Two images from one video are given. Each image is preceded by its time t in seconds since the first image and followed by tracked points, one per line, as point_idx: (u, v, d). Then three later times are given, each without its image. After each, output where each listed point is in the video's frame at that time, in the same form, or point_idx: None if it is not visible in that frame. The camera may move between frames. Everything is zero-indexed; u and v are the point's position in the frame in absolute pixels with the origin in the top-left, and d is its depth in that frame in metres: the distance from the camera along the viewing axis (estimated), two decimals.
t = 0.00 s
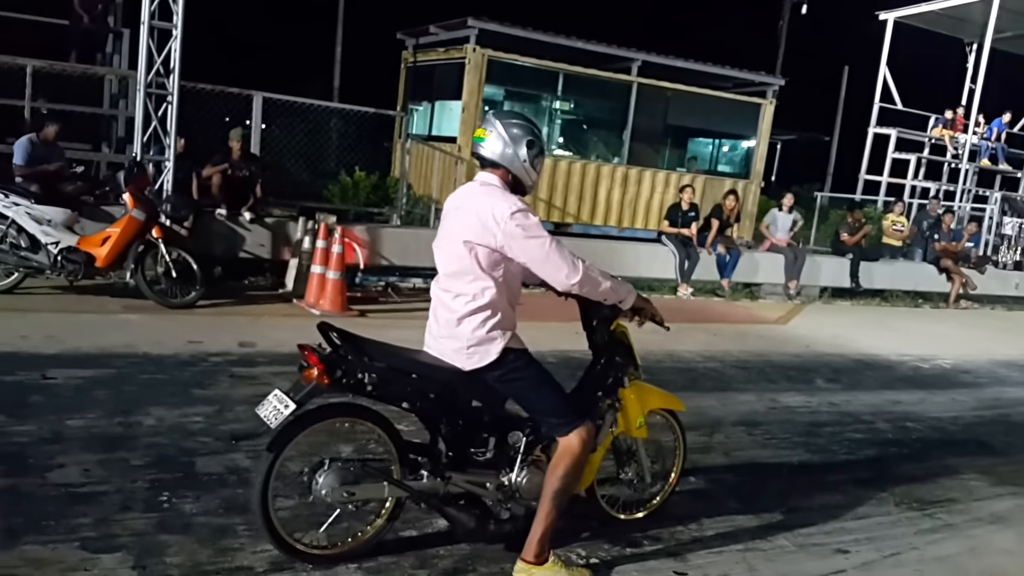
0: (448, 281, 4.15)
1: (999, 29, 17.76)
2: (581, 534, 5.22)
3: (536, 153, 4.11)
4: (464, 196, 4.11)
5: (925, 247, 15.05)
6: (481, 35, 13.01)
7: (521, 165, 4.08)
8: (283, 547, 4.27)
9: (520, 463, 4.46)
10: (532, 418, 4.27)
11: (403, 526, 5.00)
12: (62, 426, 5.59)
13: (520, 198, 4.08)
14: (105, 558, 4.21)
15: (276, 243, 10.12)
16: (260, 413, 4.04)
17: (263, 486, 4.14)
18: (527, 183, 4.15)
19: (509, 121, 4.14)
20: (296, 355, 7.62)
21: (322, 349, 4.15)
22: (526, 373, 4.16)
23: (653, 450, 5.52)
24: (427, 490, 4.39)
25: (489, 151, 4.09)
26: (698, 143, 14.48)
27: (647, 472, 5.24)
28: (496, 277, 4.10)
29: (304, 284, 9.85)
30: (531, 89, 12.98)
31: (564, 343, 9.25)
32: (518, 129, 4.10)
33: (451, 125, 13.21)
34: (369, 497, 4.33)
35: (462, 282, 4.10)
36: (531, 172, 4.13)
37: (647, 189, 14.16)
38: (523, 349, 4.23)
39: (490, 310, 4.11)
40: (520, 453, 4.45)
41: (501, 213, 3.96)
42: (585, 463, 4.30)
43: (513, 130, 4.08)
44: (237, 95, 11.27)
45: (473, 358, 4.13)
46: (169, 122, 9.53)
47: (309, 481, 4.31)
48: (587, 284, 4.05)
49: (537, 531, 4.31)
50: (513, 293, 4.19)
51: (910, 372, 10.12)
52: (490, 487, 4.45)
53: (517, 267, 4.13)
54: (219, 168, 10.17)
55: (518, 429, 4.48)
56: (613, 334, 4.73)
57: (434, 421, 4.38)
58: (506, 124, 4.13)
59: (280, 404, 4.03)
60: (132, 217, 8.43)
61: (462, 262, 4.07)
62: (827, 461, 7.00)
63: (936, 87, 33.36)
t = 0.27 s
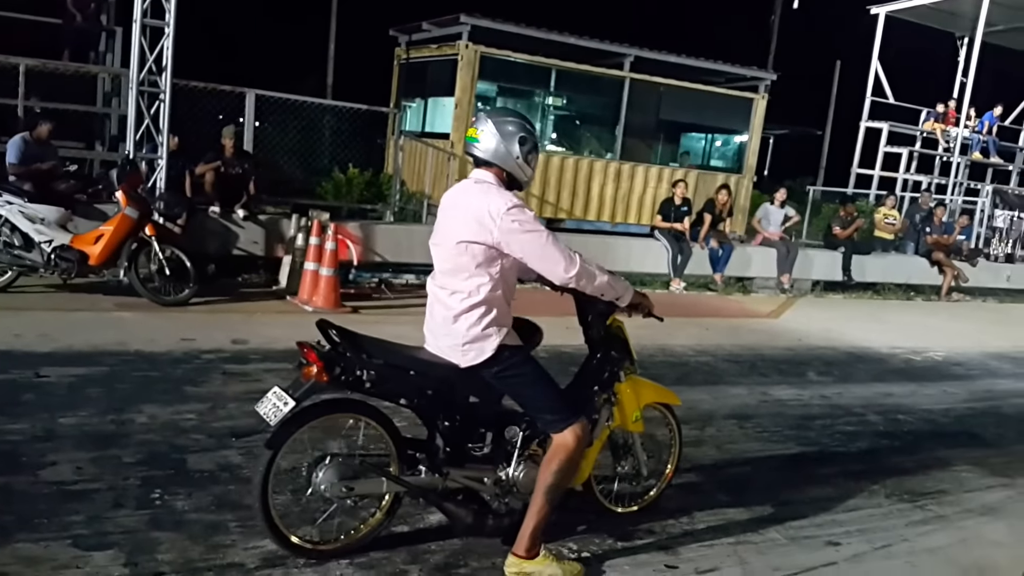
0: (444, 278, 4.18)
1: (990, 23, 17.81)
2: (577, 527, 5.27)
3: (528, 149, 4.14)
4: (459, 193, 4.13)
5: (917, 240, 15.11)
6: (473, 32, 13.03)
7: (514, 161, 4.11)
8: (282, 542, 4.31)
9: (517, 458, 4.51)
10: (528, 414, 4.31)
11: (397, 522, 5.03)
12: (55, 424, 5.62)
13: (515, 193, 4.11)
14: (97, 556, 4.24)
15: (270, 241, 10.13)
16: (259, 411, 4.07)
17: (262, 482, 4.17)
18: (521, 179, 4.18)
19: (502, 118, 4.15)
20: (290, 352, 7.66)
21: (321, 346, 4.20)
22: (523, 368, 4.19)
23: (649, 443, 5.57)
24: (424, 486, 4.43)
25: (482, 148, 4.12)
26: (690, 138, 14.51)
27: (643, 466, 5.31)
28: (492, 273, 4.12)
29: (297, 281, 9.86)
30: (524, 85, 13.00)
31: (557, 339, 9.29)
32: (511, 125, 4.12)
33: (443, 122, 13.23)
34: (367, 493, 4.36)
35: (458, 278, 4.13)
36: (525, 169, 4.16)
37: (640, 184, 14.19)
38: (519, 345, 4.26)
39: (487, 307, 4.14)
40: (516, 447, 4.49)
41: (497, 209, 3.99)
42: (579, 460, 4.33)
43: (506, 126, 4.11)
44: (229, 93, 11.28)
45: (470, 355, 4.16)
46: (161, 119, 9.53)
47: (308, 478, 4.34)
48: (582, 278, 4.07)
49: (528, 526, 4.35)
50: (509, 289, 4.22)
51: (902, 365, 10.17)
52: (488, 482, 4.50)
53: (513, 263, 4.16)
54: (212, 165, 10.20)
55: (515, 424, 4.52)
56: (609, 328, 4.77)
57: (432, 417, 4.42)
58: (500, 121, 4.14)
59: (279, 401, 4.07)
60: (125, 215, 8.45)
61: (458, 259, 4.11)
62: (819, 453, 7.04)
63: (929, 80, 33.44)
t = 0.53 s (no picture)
0: (440, 275, 4.18)
1: (984, 16, 17.81)
2: (575, 522, 5.28)
3: (521, 144, 4.12)
4: (454, 189, 4.12)
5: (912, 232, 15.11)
6: (467, 27, 13.01)
7: (507, 157, 4.09)
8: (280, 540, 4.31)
9: (516, 455, 4.51)
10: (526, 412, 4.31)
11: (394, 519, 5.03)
12: (48, 424, 5.61)
13: (508, 188, 4.09)
14: (90, 555, 4.24)
15: (265, 238, 10.12)
16: (259, 410, 4.11)
17: (261, 481, 4.17)
18: (516, 174, 4.16)
19: (493, 114, 4.13)
20: (284, 349, 7.66)
21: (321, 344, 4.20)
22: (520, 366, 4.18)
23: (648, 439, 5.57)
24: (423, 483, 4.43)
25: (475, 145, 4.10)
26: (685, 132, 14.49)
27: (641, 462, 5.26)
28: (488, 270, 4.12)
29: (292, 278, 9.86)
30: (518, 81, 12.99)
31: (552, 334, 9.29)
32: (504, 120, 4.10)
33: (437, 118, 13.22)
34: (366, 490, 4.36)
35: (453, 275, 4.13)
36: (519, 164, 4.14)
37: (636, 179, 14.18)
38: (517, 342, 4.25)
39: (483, 303, 4.14)
40: (515, 444, 4.49)
41: (491, 204, 3.98)
42: (576, 458, 4.34)
43: (497, 122, 4.09)
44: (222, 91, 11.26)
45: (467, 352, 4.17)
46: (155, 118, 9.49)
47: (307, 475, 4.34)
48: (578, 273, 4.06)
49: (522, 523, 4.37)
50: (505, 284, 4.21)
51: (897, 357, 10.18)
52: (486, 479, 4.51)
53: (508, 259, 4.15)
54: (206, 163, 10.20)
55: (513, 421, 4.52)
56: (608, 325, 4.76)
57: (430, 414, 4.41)
58: (492, 117, 4.12)
59: (278, 400, 4.09)
60: (119, 213, 8.42)
61: (453, 256, 4.10)
62: (814, 446, 7.05)
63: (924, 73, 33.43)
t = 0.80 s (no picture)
0: (435, 271, 4.15)
1: (981, 7, 17.78)
2: (572, 517, 5.26)
3: (516, 138, 4.09)
4: (448, 184, 4.10)
5: (910, 225, 15.07)
6: (462, 23, 12.98)
7: (502, 151, 4.07)
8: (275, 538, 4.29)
9: (513, 451, 4.50)
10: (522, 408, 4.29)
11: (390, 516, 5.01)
12: (43, 424, 5.60)
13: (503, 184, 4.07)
14: (84, 555, 4.22)
15: (260, 235, 10.10)
16: (254, 408, 4.09)
17: (256, 480, 4.14)
18: (510, 169, 4.14)
19: (488, 108, 4.11)
20: (281, 347, 7.64)
21: (315, 342, 4.17)
22: (515, 362, 4.15)
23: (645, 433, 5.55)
24: (419, 480, 4.41)
25: (470, 140, 4.08)
26: (682, 126, 14.45)
27: (639, 457, 5.23)
28: (483, 265, 4.09)
29: (288, 276, 9.83)
30: (514, 76, 12.97)
31: (549, 330, 9.28)
32: (499, 115, 4.08)
33: (434, 114, 13.19)
34: (362, 488, 4.34)
35: (448, 271, 4.11)
36: (514, 158, 4.12)
37: (633, 173, 14.16)
38: (512, 338, 4.23)
39: (478, 299, 4.11)
40: (512, 440, 4.47)
41: (486, 199, 3.95)
42: (573, 453, 4.32)
43: (492, 116, 4.06)
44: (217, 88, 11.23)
45: (463, 349, 4.14)
46: (149, 116, 9.46)
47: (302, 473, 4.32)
48: (573, 269, 4.04)
49: (518, 519, 4.36)
50: (500, 281, 4.18)
51: (895, 349, 10.16)
52: (483, 476, 4.49)
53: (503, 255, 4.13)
54: (201, 161, 10.08)
55: (510, 417, 4.49)
56: (605, 320, 4.75)
57: (426, 411, 4.39)
58: (486, 112, 4.10)
59: (273, 399, 4.07)
60: (113, 212, 8.40)
61: (448, 251, 4.08)
62: (812, 439, 7.03)
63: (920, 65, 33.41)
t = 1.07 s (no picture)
0: (432, 267, 4.11)
1: None
2: (572, 514, 5.23)
3: (513, 132, 4.06)
4: (445, 179, 4.06)
5: (910, 216, 15.03)
6: (459, 17, 12.93)
7: (499, 146, 4.03)
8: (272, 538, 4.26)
9: (511, 447, 4.46)
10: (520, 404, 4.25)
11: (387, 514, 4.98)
12: (39, 424, 5.57)
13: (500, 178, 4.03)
14: (79, 557, 4.19)
15: (258, 233, 10.07)
16: (249, 407, 4.05)
17: (252, 479, 4.11)
18: (507, 163, 4.10)
19: (484, 102, 4.07)
20: (278, 345, 7.60)
21: (309, 340, 4.14)
22: (512, 358, 4.12)
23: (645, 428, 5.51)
24: (416, 478, 4.38)
25: (467, 135, 4.05)
26: (681, 119, 14.41)
27: (639, 452, 5.20)
28: (480, 261, 4.05)
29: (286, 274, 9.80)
30: (512, 70, 12.92)
31: (549, 325, 9.25)
32: (495, 109, 4.04)
33: (431, 109, 13.14)
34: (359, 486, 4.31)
35: (445, 267, 4.06)
36: (511, 153, 4.08)
37: (632, 167, 14.12)
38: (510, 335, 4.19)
39: (476, 295, 4.08)
40: (510, 437, 4.44)
41: (483, 195, 3.91)
42: (571, 449, 4.29)
43: (488, 110, 4.02)
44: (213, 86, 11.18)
45: (460, 346, 4.10)
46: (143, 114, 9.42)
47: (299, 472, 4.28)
48: (570, 266, 4.00)
49: (517, 515, 4.33)
50: (497, 277, 4.15)
51: (896, 341, 10.12)
52: (481, 473, 4.46)
53: (500, 251, 4.09)
54: (196, 159, 10.01)
55: (508, 413, 4.46)
56: (604, 314, 4.70)
57: (423, 409, 4.36)
58: (482, 106, 4.06)
59: (267, 397, 4.03)
60: (108, 211, 8.37)
61: (444, 247, 4.04)
62: (813, 432, 6.99)
63: (920, 56, 33.31)
